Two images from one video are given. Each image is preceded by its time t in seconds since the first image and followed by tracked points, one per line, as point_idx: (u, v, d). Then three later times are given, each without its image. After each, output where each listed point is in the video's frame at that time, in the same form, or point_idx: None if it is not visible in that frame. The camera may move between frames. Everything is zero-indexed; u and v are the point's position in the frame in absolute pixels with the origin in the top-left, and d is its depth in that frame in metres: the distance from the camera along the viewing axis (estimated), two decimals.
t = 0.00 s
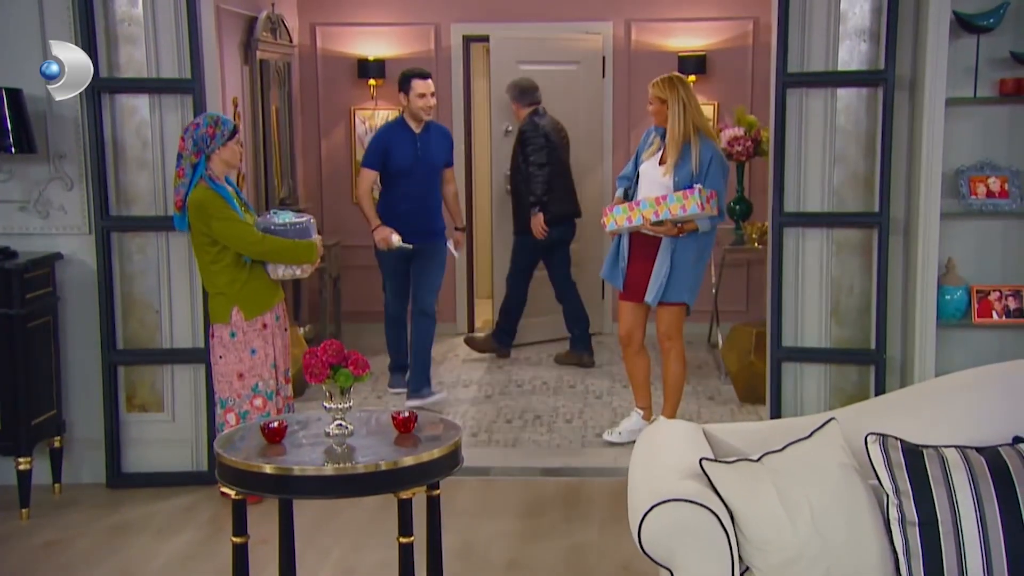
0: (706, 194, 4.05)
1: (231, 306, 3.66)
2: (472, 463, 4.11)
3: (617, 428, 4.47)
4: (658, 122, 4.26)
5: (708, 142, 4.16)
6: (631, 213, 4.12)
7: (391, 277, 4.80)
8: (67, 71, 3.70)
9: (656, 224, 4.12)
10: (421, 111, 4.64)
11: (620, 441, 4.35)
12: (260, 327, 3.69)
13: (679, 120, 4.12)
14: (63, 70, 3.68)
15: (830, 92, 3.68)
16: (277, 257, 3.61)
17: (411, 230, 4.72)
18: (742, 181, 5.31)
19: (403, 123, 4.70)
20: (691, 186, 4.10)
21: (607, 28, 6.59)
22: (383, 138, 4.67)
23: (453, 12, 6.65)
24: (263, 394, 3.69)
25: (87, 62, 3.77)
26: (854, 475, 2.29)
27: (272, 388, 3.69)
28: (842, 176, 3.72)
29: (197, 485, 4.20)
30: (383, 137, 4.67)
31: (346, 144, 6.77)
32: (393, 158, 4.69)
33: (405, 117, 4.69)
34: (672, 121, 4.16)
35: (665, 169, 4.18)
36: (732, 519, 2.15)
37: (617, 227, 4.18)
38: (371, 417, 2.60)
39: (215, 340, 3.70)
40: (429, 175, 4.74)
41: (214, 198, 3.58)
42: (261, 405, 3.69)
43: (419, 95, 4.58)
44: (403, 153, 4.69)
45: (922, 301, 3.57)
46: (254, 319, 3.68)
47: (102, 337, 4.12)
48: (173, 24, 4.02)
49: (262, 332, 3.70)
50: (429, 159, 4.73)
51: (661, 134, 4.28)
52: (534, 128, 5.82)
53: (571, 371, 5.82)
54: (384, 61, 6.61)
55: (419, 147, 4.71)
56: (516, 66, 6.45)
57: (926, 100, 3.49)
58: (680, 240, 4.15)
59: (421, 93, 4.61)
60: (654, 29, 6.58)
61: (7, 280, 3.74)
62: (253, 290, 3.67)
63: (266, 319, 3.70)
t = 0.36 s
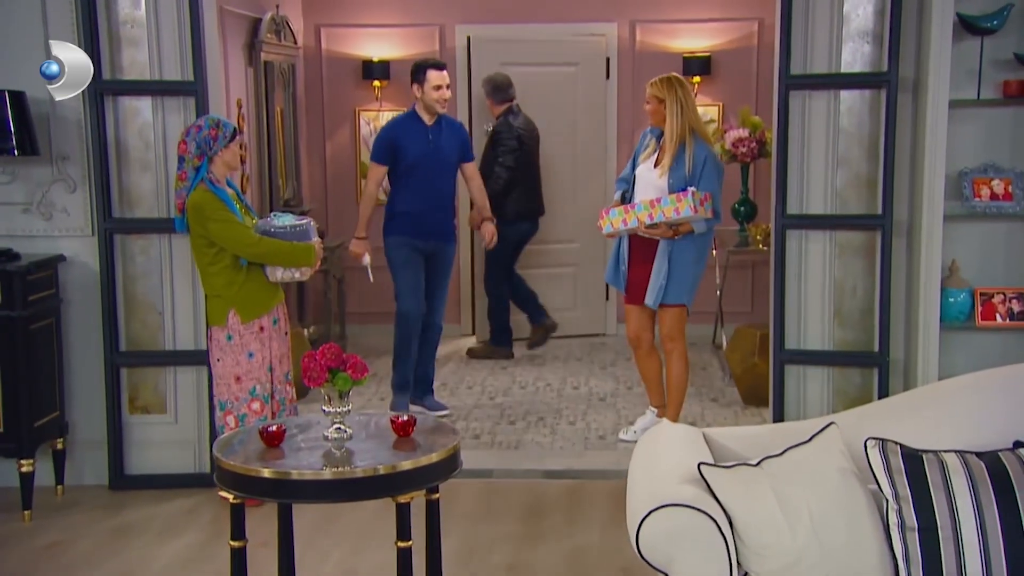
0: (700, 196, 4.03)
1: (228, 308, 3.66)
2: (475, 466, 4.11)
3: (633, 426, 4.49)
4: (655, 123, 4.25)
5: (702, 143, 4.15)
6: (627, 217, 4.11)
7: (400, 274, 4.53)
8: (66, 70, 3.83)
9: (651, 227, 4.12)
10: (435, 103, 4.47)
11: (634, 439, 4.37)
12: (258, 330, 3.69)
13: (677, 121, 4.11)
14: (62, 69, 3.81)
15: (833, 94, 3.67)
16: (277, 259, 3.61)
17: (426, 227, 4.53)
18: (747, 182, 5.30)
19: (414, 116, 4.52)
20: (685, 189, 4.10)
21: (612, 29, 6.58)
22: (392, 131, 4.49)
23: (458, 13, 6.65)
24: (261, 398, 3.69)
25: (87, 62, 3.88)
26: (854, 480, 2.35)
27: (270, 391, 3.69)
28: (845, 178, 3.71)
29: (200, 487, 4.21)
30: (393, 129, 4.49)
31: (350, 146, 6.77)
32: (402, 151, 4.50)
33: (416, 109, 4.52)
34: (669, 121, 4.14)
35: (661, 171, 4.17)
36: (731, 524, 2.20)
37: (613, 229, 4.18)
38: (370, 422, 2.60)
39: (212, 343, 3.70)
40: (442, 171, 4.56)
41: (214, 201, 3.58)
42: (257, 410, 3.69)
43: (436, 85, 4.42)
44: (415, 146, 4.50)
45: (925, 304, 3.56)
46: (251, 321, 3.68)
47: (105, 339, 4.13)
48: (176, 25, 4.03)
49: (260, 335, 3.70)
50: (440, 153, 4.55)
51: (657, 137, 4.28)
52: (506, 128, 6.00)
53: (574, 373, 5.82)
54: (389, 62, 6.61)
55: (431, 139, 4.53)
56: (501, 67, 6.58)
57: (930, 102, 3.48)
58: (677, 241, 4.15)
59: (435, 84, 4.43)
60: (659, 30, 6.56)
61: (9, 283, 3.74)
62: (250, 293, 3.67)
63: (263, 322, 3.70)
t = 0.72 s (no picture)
0: (688, 196, 4.05)
1: (228, 312, 3.68)
2: (476, 467, 4.12)
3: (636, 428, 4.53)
4: (644, 127, 4.25)
5: (691, 144, 4.17)
6: (620, 219, 4.17)
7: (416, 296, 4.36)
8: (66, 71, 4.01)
9: (642, 228, 4.15)
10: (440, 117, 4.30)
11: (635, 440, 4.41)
12: (258, 333, 3.71)
13: (667, 124, 4.13)
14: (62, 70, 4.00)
15: (832, 98, 3.68)
16: (277, 262, 3.62)
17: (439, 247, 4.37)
18: (748, 185, 5.31)
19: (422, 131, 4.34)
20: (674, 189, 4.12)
21: (614, 32, 6.59)
22: (402, 147, 4.31)
23: (461, 17, 6.67)
24: (261, 401, 3.71)
25: (88, 62, 4.04)
26: (850, 484, 2.42)
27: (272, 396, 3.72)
28: (844, 181, 3.72)
29: (203, 488, 4.23)
30: (403, 145, 4.31)
31: (355, 150, 6.80)
32: (414, 168, 4.32)
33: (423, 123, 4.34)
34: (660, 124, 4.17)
35: (651, 173, 4.19)
36: (727, 528, 2.28)
37: (607, 233, 4.23)
38: (370, 425, 2.61)
39: (213, 346, 3.72)
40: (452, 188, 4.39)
41: (215, 205, 3.60)
42: (258, 412, 3.72)
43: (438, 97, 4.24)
44: (427, 163, 4.33)
45: (925, 305, 3.57)
46: (251, 325, 3.70)
47: (109, 341, 4.15)
48: (180, 31, 4.05)
49: (260, 338, 3.72)
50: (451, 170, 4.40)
51: (646, 141, 4.29)
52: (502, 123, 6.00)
53: (576, 374, 5.83)
54: (393, 66, 6.63)
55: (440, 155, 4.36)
56: (497, 71, 6.65)
57: (929, 105, 3.49)
58: (670, 242, 4.16)
59: (437, 98, 4.25)
60: (661, 34, 6.57)
61: (14, 286, 3.78)
62: (252, 295, 3.69)
63: (263, 326, 3.73)
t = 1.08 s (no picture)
0: (681, 195, 4.13)
1: (219, 313, 3.77)
2: (476, 465, 4.21)
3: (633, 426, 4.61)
4: (637, 132, 4.36)
5: (683, 146, 4.27)
6: (613, 219, 4.24)
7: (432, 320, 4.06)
8: (66, 70, 4.16)
9: (636, 227, 4.25)
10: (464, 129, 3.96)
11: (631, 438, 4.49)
12: (248, 335, 3.78)
13: (660, 127, 4.23)
14: (62, 70, 4.15)
15: (823, 104, 3.75)
16: (267, 268, 3.68)
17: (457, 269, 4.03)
18: (744, 191, 5.37)
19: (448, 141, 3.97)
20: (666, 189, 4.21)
21: (612, 40, 6.66)
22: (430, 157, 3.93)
23: (462, 24, 6.75)
24: (251, 402, 3.78)
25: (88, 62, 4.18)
26: (836, 483, 2.51)
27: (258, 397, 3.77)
28: (834, 185, 3.78)
29: (210, 485, 4.32)
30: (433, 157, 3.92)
31: (359, 154, 6.89)
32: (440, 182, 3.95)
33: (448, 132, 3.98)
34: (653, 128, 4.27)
35: (644, 175, 4.29)
36: (715, 526, 2.37)
37: (600, 232, 4.29)
38: (368, 425, 2.69)
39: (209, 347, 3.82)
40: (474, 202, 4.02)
41: (215, 208, 3.70)
42: (248, 413, 3.79)
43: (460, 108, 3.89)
44: (454, 177, 3.96)
45: (913, 307, 3.63)
46: (242, 327, 3.77)
47: (119, 341, 4.24)
48: (187, 40, 4.14)
49: (251, 340, 3.79)
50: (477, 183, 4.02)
51: (639, 146, 4.39)
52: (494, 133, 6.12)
53: (576, 373, 5.90)
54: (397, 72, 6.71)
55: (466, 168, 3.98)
56: (499, 78, 6.74)
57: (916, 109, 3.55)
58: (663, 241, 4.26)
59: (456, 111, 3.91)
60: (657, 41, 6.63)
61: (26, 288, 3.87)
62: (244, 299, 3.77)
63: (255, 328, 3.80)
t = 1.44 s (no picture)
0: (654, 197, 4.22)
1: (218, 303, 3.89)
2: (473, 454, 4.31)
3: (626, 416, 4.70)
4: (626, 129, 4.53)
5: (663, 144, 4.35)
6: (594, 215, 4.28)
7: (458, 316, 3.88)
8: (66, 70, 4.22)
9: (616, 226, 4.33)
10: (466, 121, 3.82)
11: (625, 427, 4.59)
12: (242, 324, 3.87)
13: (636, 125, 4.38)
14: (62, 70, 4.21)
15: (811, 103, 3.84)
16: (257, 258, 3.73)
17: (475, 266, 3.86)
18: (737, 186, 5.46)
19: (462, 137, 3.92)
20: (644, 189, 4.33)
21: (607, 39, 6.81)
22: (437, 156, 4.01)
23: (462, 24, 6.89)
24: (236, 390, 3.88)
25: (87, 62, 4.26)
26: (820, 473, 2.61)
27: (244, 384, 3.86)
28: (822, 183, 3.89)
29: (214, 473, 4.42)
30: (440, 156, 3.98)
31: (361, 150, 6.98)
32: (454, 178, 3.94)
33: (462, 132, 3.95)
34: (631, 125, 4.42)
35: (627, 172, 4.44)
36: (702, 515, 2.47)
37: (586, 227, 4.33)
38: (365, 417, 2.77)
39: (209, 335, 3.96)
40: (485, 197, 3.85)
41: (221, 201, 3.82)
42: (234, 400, 3.88)
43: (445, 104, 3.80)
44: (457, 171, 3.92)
45: (898, 302, 3.74)
46: (236, 316, 3.86)
47: (125, 333, 4.33)
48: (192, 39, 4.22)
49: (244, 330, 3.87)
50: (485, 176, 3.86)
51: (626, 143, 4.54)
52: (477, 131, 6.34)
53: (572, 364, 6.00)
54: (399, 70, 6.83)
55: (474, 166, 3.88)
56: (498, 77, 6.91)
57: (902, 108, 3.64)
58: (648, 237, 4.35)
59: (445, 106, 3.81)
60: (652, 40, 6.78)
61: (35, 282, 3.95)
62: (241, 290, 3.85)
63: (250, 318, 3.87)
